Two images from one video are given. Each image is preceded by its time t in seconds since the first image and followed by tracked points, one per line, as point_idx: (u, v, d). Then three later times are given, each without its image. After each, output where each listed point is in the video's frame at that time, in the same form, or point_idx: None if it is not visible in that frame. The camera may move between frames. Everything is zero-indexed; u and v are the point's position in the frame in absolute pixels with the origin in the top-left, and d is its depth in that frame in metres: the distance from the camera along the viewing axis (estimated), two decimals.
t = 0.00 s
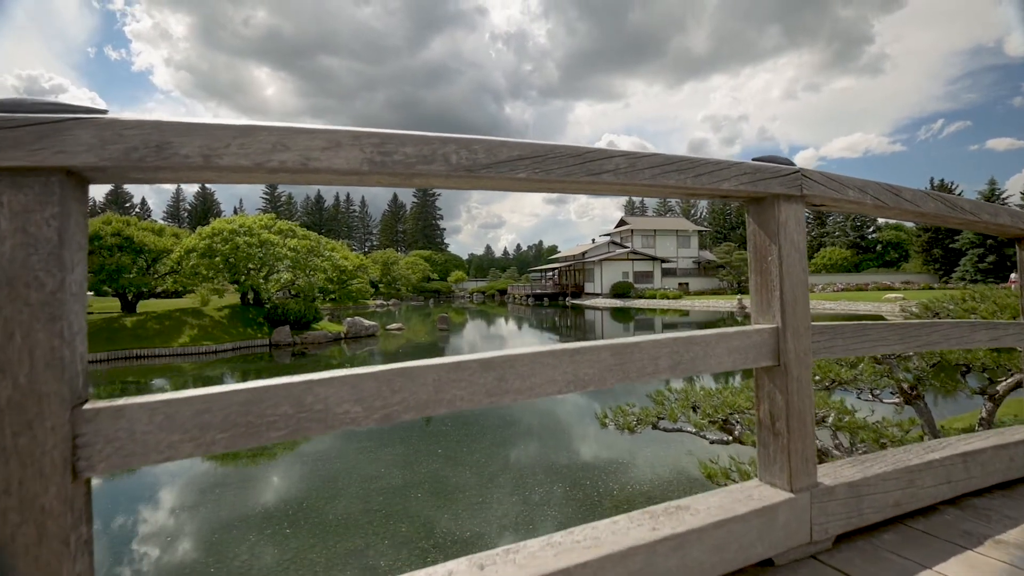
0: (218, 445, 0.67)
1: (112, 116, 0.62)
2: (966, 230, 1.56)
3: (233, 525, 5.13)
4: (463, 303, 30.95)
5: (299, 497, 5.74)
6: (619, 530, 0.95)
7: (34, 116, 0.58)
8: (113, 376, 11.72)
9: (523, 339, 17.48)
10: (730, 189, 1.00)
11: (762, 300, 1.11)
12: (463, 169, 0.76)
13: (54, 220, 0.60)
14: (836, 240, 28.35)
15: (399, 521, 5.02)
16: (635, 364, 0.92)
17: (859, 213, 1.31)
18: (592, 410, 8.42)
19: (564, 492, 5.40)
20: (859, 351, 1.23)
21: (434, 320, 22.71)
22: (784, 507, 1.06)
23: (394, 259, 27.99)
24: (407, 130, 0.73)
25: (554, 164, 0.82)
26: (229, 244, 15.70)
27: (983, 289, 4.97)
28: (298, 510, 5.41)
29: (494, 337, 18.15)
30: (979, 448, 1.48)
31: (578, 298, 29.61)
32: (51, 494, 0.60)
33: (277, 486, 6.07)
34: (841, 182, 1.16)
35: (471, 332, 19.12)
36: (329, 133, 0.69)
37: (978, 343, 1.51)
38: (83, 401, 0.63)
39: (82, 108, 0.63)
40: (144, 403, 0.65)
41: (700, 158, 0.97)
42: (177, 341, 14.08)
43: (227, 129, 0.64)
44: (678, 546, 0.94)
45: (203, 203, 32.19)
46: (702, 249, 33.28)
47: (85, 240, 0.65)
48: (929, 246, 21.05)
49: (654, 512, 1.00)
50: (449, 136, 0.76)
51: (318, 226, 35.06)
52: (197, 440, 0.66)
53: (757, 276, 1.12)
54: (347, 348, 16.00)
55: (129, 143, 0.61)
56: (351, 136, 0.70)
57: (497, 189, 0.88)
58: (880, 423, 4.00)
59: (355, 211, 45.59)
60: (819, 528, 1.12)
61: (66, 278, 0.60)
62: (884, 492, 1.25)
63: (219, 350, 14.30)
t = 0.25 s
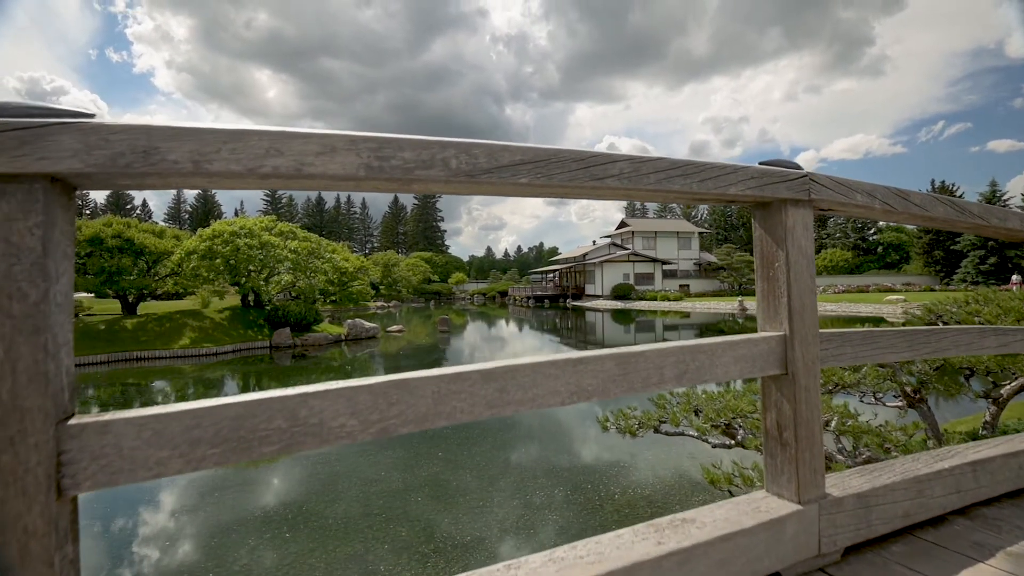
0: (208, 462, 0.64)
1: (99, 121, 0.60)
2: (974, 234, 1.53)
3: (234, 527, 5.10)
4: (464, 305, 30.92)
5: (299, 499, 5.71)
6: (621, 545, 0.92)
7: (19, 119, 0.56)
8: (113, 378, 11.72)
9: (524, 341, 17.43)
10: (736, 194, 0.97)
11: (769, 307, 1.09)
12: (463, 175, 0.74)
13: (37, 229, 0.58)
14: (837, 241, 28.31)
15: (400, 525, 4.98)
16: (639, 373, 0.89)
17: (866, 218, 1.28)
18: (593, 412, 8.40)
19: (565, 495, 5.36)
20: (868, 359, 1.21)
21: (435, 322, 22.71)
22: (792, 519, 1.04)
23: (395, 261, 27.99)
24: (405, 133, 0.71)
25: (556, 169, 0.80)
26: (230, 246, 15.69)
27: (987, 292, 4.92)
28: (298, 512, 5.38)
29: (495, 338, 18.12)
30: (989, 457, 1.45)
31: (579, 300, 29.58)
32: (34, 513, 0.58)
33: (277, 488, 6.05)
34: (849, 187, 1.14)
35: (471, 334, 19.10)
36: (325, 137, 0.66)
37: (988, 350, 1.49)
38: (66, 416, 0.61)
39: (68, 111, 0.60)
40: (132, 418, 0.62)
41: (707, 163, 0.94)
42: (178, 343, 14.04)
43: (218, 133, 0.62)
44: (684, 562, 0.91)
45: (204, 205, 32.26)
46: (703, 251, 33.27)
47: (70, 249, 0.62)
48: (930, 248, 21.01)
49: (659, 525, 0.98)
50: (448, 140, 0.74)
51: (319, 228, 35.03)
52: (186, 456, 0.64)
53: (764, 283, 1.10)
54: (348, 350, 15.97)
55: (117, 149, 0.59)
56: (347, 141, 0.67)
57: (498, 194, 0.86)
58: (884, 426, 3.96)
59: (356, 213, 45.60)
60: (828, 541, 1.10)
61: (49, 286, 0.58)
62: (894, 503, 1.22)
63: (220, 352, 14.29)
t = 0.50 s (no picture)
0: (199, 478, 0.62)
1: (84, 124, 0.58)
2: (983, 238, 1.51)
3: (235, 528, 5.08)
4: (464, 306, 30.91)
5: (299, 502, 5.67)
6: (625, 560, 0.89)
7: None
8: (113, 379, 11.71)
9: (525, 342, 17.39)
10: (743, 198, 0.95)
11: (776, 313, 1.07)
12: (462, 179, 0.72)
13: (20, 237, 0.55)
14: (838, 242, 28.27)
15: (400, 527, 4.95)
16: (645, 383, 0.87)
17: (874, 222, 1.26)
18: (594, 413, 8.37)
19: (567, 496, 5.34)
20: (876, 366, 1.18)
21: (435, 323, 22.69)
22: (801, 531, 1.01)
23: (396, 261, 27.99)
24: (403, 137, 0.69)
25: (558, 172, 0.78)
26: (231, 247, 15.66)
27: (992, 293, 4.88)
28: (299, 513, 5.36)
29: (495, 339, 18.10)
30: (999, 464, 1.43)
31: (579, 300, 29.56)
32: (15, 535, 0.56)
33: (278, 488, 6.04)
34: (858, 190, 1.11)
35: (472, 334, 19.08)
36: (318, 140, 0.64)
37: (997, 355, 1.46)
38: (49, 431, 0.58)
39: (54, 114, 0.58)
40: (119, 433, 0.60)
41: (713, 166, 0.92)
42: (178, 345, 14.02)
43: (208, 138, 0.60)
44: None
45: (205, 205, 32.30)
46: (703, 252, 33.23)
47: (53, 258, 0.60)
48: (931, 249, 20.97)
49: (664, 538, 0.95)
50: (446, 144, 0.72)
51: (320, 228, 35.03)
52: (176, 473, 0.62)
53: (770, 289, 1.07)
54: (348, 350, 15.95)
55: (101, 154, 0.57)
56: (341, 145, 0.65)
57: (499, 199, 0.83)
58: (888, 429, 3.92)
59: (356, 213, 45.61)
60: (838, 552, 1.07)
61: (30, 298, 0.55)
62: (904, 513, 1.20)
63: (220, 353, 14.28)
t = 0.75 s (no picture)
0: (187, 495, 0.60)
1: (68, 126, 0.55)
2: (993, 240, 1.48)
3: (236, 527, 5.07)
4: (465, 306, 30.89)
5: (298, 502, 5.63)
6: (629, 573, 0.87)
7: None
8: (113, 379, 11.70)
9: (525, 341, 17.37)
10: (751, 201, 0.92)
11: (784, 319, 1.04)
12: (462, 183, 0.69)
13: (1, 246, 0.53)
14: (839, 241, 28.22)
15: (400, 529, 4.92)
16: (649, 392, 0.84)
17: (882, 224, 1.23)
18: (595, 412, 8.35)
19: (567, 497, 5.32)
20: (885, 372, 1.15)
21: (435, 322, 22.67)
22: (808, 542, 0.98)
23: (396, 261, 27.99)
24: (400, 139, 0.66)
25: (562, 175, 0.75)
26: (231, 247, 15.64)
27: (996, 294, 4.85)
28: (300, 513, 5.34)
29: (495, 338, 18.08)
30: (1008, 471, 1.40)
31: (580, 300, 29.54)
32: None
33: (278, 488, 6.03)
34: (866, 193, 1.09)
35: (472, 334, 19.06)
36: (312, 143, 0.61)
37: (1006, 359, 1.43)
38: (31, 446, 0.56)
39: (37, 117, 0.56)
40: (104, 448, 0.57)
41: (720, 168, 0.89)
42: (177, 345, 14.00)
43: (197, 140, 0.57)
44: None
45: (205, 205, 32.28)
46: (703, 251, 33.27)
47: (36, 265, 0.57)
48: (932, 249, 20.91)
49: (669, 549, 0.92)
50: (446, 146, 0.69)
51: (320, 228, 35.03)
52: (164, 489, 0.59)
53: (778, 294, 1.05)
54: (348, 350, 15.94)
55: (85, 158, 0.54)
56: (336, 148, 0.63)
57: (500, 203, 0.81)
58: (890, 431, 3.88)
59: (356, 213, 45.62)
60: (846, 563, 1.04)
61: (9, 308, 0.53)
62: (912, 521, 1.17)
63: (220, 353, 14.27)
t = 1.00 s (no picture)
0: (175, 511, 0.58)
1: (49, 127, 0.53)
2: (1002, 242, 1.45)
3: (234, 528, 5.04)
4: (465, 305, 30.86)
5: (298, 503, 5.60)
6: None
7: None
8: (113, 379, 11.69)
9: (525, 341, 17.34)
10: (758, 204, 0.90)
11: (791, 324, 1.02)
12: (461, 186, 0.67)
13: None
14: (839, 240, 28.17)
15: (400, 530, 4.90)
16: (654, 401, 0.82)
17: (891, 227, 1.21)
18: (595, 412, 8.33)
19: (567, 498, 5.30)
20: (894, 378, 1.13)
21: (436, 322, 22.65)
22: (816, 553, 0.96)
23: (396, 260, 27.96)
24: (396, 141, 0.63)
25: (564, 177, 0.73)
26: (230, 247, 15.61)
27: (999, 293, 4.81)
28: (299, 514, 5.30)
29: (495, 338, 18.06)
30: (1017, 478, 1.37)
31: (580, 299, 29.51)
32: None
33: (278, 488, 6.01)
34: (876, 195, 1.06)
35: (472, 334, 19.02)
36: (304, 144, 0.59)
37: (1015, 364, 1.41)
38: (10, 463, 0.53)
39: (16, 119, 0.54)
40: (89, 463, 0.55)
41: (726, 171, 0.87)
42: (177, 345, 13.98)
43: (183, 143, 0.55)
44: None
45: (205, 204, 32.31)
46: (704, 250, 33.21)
47: (14, 273, 0.55)
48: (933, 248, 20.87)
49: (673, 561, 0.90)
50: (444, 147, 0.66)
51: (320, 227, 35.00)
52: (150, 506, 0.57)
53: (785, 298, 1.02)
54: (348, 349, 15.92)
55: (65, 161, 0.52)
56: (330, 150, 0.60)
57: (500, 206, 0.78)
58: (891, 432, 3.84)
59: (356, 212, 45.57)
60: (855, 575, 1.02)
61: None
62: (921, 530, 1.15)
63: (220, 353, 14.26)
